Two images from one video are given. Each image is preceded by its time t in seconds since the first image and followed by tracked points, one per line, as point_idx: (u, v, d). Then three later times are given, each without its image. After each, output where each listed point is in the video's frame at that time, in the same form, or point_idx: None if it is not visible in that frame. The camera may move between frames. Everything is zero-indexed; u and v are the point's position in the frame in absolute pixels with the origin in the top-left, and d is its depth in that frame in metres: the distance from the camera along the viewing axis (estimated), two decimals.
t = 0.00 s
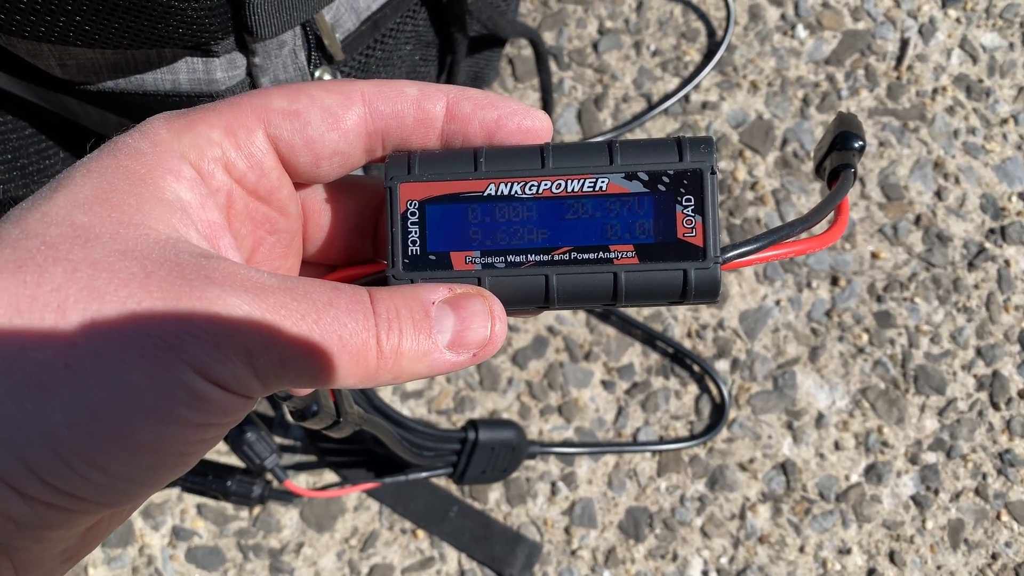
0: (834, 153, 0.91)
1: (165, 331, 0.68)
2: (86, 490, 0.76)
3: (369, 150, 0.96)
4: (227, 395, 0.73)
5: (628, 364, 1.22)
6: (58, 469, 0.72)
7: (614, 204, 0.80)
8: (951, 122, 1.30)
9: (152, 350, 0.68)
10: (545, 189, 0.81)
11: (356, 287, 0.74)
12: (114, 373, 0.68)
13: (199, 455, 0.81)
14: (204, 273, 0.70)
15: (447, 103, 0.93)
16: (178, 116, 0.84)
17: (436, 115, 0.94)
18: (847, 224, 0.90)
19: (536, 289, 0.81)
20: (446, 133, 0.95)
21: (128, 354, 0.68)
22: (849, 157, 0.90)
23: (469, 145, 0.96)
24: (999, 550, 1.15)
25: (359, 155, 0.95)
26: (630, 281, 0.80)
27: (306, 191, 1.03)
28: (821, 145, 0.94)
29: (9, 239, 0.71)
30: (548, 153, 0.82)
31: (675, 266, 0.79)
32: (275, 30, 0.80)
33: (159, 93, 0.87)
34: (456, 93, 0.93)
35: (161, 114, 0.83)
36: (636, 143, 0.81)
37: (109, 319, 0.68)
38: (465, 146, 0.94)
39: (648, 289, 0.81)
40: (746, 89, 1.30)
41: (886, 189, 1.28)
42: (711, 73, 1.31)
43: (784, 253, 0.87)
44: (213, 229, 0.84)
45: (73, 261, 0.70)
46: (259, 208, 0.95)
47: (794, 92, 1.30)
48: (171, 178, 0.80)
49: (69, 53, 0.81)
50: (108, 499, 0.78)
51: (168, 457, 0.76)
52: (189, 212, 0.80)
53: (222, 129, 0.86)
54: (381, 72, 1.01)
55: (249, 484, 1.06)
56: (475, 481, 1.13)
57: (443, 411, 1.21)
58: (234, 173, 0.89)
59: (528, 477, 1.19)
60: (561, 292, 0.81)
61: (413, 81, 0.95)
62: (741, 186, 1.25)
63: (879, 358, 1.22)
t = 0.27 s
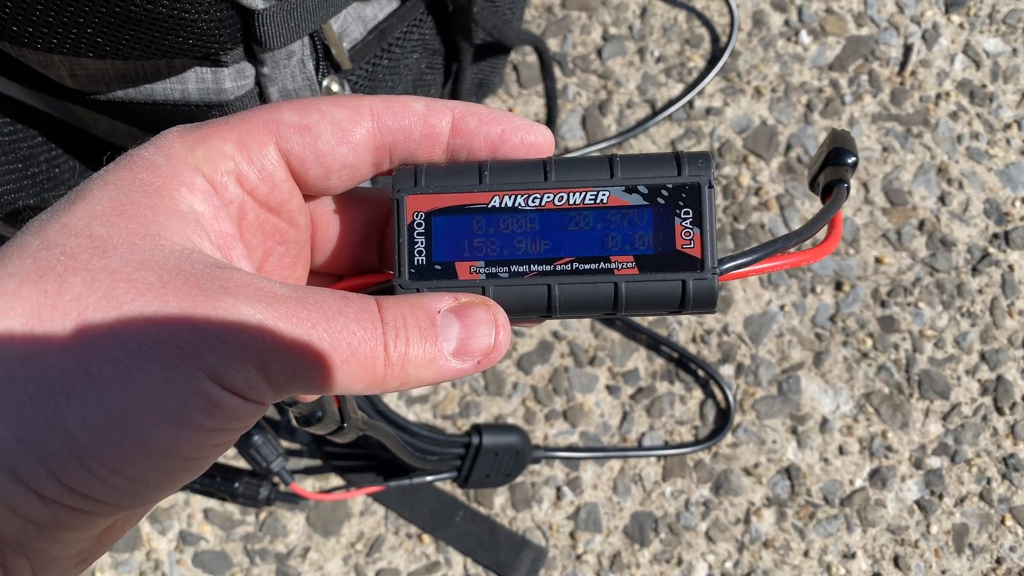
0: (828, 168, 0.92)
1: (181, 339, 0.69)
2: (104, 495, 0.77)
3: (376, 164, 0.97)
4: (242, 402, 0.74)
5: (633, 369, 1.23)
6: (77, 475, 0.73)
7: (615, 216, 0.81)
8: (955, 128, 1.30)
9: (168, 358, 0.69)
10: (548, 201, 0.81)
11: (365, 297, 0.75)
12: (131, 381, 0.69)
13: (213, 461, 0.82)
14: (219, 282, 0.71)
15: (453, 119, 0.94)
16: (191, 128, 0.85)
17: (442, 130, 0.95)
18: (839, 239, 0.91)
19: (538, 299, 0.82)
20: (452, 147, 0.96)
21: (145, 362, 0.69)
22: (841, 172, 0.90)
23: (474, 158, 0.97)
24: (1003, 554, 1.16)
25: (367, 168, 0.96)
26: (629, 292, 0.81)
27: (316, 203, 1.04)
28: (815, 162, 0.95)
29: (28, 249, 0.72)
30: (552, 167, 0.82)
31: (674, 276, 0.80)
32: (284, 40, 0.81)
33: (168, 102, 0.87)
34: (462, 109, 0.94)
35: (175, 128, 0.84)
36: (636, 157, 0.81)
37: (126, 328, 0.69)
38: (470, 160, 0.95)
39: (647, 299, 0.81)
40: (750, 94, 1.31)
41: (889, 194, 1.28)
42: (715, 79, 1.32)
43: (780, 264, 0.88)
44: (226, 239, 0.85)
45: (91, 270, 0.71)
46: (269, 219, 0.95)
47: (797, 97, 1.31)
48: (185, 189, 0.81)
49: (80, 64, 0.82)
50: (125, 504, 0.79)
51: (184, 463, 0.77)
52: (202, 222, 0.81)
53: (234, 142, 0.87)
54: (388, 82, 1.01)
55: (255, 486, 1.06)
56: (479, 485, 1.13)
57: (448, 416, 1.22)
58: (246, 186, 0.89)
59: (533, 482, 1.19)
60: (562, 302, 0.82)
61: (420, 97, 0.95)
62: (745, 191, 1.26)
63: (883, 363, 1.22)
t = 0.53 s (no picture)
0: (832, 166, 0.92)
1: (186, 340, 0.68)
2: (109, 497, 0.76)
3: (381, 163, 0.97)
4: (247, 403, 0.73)
5: (638, 373, 1.22)
6: (82, 477, 0.72)
7: (621, 214, 0.80)
8: (961, 129, 1.30)
9: (173, 359, 0.68)
10: (553, 199, 0.81)
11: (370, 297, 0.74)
12: (136, 382, 0.68)
13: (218, 462, 0.81)
14: (224, 283, 0.70)
15: (457, 118, 0.94)
16: (196, 129, 0.84)
17: (446, 129, 0.94)
18: (845, 236, 0.89)
19: (545, 298, 0.81)
20: (457, 147, 0.96)
21: (150, 363, 0.68)
22: (846, 170, 0.90)
23: (479, 157, 0.96)
24: (1012, 559, 1.15)
25: (372, 167, 0.96)
26: (636, 289, 0.80)
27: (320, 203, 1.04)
28: (819, 161, 0.95)
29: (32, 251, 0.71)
30: (556, 165, 0.82)
31: (681, 274, 0.79)
32: (288, 42, 0.80)
33: (172, 104, 0.87)
34: (466, 108, 0.94)
35: (179, 129, 0.83)
36: (642, 154, 0.81)
37: (131, 329, 0.68)
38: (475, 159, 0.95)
39: (654, 298, 0.81)
40: (756, 96, 1.30)
41: (896, 196, 1.27)
42: (720, 81, 1.31)
43: (787, 263, 0.87)
44: (230, 240, 0.85)
45: (96, 272, 0.70)
46: (273, 219, 0.95)
47: (803, 99, 1.30)
48: (190, 190, 0.80)
49: (83, 66, 0.82)
50: (129, 505, 0.78)
51: (189, 463, 0.76)
52: (207, 223, 0.80)
53: (238, 143, 0.86)
54: (392, 83, 1.00)
55: (259, 489, 1.06)
56: (484, 488, 1.12)
57: (453, 419, 1.21)
58: (251, 186, 0.89)
59: (538, 486, 1.18)
60: (569, 300, 0.81)
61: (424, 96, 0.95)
62: (751, 194, 1.25)
63: (890, 366, 1.22)
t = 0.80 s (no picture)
0: (834, 175, 0.91)
1: (195, 347, 0.68)
2: (117, 507, 0.76)
3: (386, 172, 0.97)
4: (254, 410, 0.73)
5: (641, 377, 1.22)
6: (91, 486, 0.72)
7: (625, 222, 0.80)
8: (964, 133, 1.30)
9: (182, 367, 0.68)
10: (558, 208, 0.81)
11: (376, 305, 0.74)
12: (145, 390, 0.68)
13: (226, 470, 0.81)
14: (232, 291, 0.71)
15: (462, 127, 0.94)
16: (204, 138, 0.84)
17: (451, 138, 0.94)
18: (848, 243, 0.90)
19: (549, 305, 0.81)
20: (462, 156, 0.96)
21: (159, 371, 0.68)
22: (847, 181, 0.90)
23: (484, 165, 0.96)
24: (1016, 564, 1.14)
25: (378, 176, 0.96)
26: (640, 297, 0.80)
27: (326, 212, 1.02)
28: (820, 170, 0.94)
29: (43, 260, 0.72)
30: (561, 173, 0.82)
31: (684, 281, 0.79)
32: (289, 48, 0.80)
33: (174, 110, 0.87)
34: (471, 117, 0.94)
35: (186, 138, 0.84)
36: (645, 163, 0.81)
37: (140, 337, 0.68)
38: (480, 168, 0.95)
39: (658, 305, 0.80)
40: (758, 100, 1.30)
41: (898, 201, 1.27)
42: (722, 85, 1.31)
43: (790, 271, 0.87)
44: (238, 249, 0.85)
45: (105, 280, 0.70)
46: (280, 228, 0.95)
47: (805, 103, 1.30)
48: (198, 199, 0.80)
49: (85, 72, 0.81)
50: (139, 515, 0.78)
51: (198, 472, 0.76)
52: (215, 232, 0.80)
53: (246, 152, 0.86)
54: (394, 88, 1.00)
55: (261, 495, 1.06)
56: (486, 494, 1.12)
57: (455, 424, 1.21)
58: (258, 195, 0.89)
59: (540, 492, 1.18)
60: (573, 309, 0.81)
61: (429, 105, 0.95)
62: (753, 198, 1.25)
63: (893, 370, 1.21)
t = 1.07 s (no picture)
0: (831, 184, 0.91)
1: (192, 357, 0.68)
2: (117, 515, 0.76)
3: (384, 180, 0.97)
4: (252, 419, 0.73)
5: (638, 384, 1.21)
6: (89, 494, 0.72)
7: (622, 231, 0.80)
8: (962, 138, 1.29)
9: (179, 376, 0.68)
10: (555, 217, 0.80)
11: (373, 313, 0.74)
12: (142, 399, 0.68)
13: (224, 478, 0.81)
14: (230, 300, 0.70)
15: (460, 136, 0.94)
16: (202, 147, 0.84)
17: (449, 148, 0.94)
18: (844, 252, 0.89)
19: (546, 314, 0.80)
20: (459, 165, 0.95)
21: (156, 380, 0.68)
22: (844, 190, 0.90)
23: (481, 175, 0.95)
24: (1015, 571, 1.14)
25: (376, 185, 0.96)
26: (637, 306, 0.80)
27: (324, 221, 1.03)
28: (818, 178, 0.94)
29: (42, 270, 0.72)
30: (558, 182, 0.81)
31: (681, 291, 0.79)
32: (283, 56, 0.79)
33: (167, 118, 0.87)
34: (469, 126, 0.94)
35: (185, 146, 0.83)
36: (643, 172, 0.81)
37: (138, 346, 0.68)
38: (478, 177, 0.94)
39: (655, 315, 0.80)
40: (755, 106, 1.30)
41: (896, 206, 1.27)
42: (720, 90, 1.31)
43: (785, 279, 0.87)
44: (237, 258, 0.84)
45: (104, 289, 0.70)
46: (278, 236, 0.95)
47: (803, 108, 1.30)
48: (197, 208, 0.80)
49: (77, 81, 0.81)
50: (138, 523, 0.78)
51: (197, 480, 0.76)
52: (213, 240, 0.80)
53: (245, 160, 0.86)
54: (390, 95, 1.00)
55: (258, 505, 1.06)
56: (482, 502, 1.12)
57: (451, 430, 1.20)
58: (256, 204, 0.89)
59: (537, 498, 1.18)
60: (571, 318, 0.81)
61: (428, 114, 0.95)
62: (751, 204, 1.25)
63: (891, 376, 1.21)
